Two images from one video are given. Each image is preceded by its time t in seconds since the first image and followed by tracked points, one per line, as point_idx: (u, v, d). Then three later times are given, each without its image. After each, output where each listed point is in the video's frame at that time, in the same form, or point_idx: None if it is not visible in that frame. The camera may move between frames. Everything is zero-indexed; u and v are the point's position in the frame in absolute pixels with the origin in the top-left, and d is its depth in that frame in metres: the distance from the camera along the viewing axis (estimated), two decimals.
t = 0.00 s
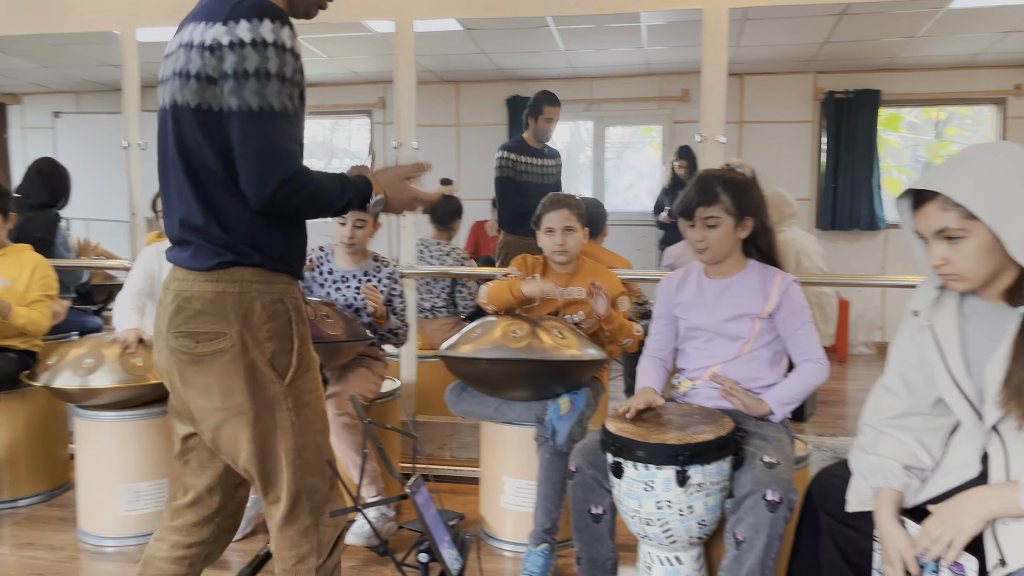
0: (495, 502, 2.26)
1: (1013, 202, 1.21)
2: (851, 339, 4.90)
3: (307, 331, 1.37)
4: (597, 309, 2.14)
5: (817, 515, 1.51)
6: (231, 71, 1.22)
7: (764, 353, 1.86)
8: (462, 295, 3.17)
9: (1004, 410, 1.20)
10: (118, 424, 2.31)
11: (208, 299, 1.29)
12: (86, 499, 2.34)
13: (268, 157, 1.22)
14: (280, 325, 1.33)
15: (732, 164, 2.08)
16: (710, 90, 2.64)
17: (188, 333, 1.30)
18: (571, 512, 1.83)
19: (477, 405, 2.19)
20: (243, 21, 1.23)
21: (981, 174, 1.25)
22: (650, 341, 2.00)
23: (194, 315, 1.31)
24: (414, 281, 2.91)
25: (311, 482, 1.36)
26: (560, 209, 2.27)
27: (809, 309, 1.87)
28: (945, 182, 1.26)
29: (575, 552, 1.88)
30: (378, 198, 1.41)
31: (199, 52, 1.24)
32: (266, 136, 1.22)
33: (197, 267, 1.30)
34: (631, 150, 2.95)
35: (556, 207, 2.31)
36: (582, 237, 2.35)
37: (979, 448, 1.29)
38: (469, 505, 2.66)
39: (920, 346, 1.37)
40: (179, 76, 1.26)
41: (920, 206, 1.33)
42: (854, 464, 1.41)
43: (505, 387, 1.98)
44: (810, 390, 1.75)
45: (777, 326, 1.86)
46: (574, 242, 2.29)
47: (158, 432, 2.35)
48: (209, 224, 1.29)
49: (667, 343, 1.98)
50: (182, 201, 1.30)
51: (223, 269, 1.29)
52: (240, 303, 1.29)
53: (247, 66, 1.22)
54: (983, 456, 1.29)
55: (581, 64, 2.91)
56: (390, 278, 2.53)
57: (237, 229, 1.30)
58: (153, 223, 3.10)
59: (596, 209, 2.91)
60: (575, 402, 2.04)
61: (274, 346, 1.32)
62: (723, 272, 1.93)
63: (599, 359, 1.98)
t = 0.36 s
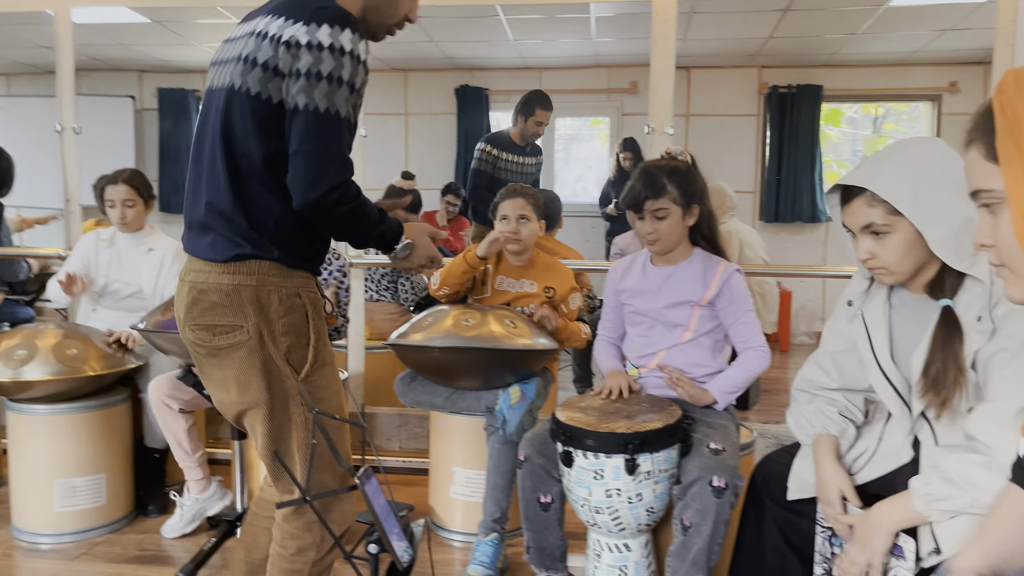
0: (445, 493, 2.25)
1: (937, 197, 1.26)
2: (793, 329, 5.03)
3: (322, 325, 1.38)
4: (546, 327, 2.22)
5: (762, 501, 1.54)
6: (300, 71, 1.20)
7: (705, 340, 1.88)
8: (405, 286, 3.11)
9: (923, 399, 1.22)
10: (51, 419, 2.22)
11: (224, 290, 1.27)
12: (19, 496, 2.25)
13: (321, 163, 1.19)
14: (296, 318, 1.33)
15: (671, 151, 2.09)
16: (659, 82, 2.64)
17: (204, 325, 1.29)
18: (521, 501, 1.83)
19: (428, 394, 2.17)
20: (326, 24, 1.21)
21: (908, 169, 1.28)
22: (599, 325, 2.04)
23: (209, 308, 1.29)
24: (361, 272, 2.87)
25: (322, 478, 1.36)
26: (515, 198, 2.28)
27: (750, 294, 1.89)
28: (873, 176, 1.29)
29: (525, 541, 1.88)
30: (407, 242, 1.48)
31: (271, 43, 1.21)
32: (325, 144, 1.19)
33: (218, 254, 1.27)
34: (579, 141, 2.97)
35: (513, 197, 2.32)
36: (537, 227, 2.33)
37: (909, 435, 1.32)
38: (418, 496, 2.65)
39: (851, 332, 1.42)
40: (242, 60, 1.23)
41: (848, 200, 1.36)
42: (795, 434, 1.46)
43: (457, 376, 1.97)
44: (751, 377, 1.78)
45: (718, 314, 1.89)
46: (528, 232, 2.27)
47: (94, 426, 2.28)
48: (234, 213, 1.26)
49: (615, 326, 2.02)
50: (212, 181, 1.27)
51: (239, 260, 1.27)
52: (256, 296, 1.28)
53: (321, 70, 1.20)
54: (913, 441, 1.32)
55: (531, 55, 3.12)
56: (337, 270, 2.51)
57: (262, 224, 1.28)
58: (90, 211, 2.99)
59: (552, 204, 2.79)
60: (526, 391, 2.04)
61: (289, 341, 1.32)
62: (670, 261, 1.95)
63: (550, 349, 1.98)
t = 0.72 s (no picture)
0: (393, 484, 2.23)
1: (897, 180, 1.28)
2: (736, 318, 5.14)
3: (286, 318, 1.33)
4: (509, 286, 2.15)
5: (710, 486, 1.56)
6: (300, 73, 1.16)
7: (652, 330, 1.90)
8: (354, 276, 3.07)
9: (877, 377, 1.25)
10: None
11: (184, 278, 1.23)
12: None
13: (312, 171, 1.16)
14: (257, 312, 1.28)
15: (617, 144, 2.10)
16: (608, 71, 2.66)
17: (162, 313, 1.24)
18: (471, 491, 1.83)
19: (374, 386, 2.15)
20: (336, 32, 1.17)
21: (863, 155, 1.31)
22: (547, 316, 2.04)
23: (169, 295, 1.25)
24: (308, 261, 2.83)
25: (280, 472, 1.31)
26: (464, 188, 2.28)
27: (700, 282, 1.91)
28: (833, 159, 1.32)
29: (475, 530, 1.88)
30: (399, 230, 1.40)
31: (277, 41, 1.17)
32: (316, 150, 1.15)
33: (189, 241, 1.23)
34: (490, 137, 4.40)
35: (461, 187, 2.32)
36: (487, 217, 2.34)
37: (857, 415, 1.35)
38: (366, 487, 2.62)
39: (808, 318, 1.46)
40: (247, 55, 1.20)
41: (811, 182, 1.38)
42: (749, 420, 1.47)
43: (405, 366, 1.95)
44: (717, 358, 1.78)
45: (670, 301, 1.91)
46: (478, 222, 2.27)
47: (26, 420, 2.19)
48: (210, 202, 1.21)
49: (562, 318, 2.03)
50: (194, 167, 1.22)
51: (203, 249, 1.22)
52: (214, 288, 1.23)
53: (324, 77, 1.15)
54: (861, 423, 1.35)
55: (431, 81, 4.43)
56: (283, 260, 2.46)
57: (236, 219, 1.22)
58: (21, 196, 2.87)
59: (501, 192, 2.80)
60: (476, 380, 2.03)
61: (248, 335, 1.27)
62: (618, 253, 1.95)
63: (499, 339, 1.97)
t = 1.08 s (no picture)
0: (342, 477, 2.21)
1: (860, 169, 1.32)
2: (680, 309, 5.21)
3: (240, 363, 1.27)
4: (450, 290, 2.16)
5: (660, 474, 1.59)
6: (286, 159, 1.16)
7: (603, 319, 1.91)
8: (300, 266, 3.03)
9: (835, 360, 1.30)
10: None
11: (127, 337, 1.19)
12: None
13: (314, 263, 1.16)
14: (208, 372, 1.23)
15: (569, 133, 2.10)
16: (556, 63, 2.66)
17: (108, 369, 1.21)
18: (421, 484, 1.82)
19: (324, 378, 2.09)
20: (336, 130, 1.17)
21: (825, 143, 1.34)
22: (502, 306, 2.04)
23: (115, 352, 1.21)
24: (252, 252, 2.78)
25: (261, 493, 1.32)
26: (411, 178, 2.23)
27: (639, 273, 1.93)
28: (799, 147, 1.35)
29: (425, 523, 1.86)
30: (413, 315, 1.48)
31: (272, 127, 1.19)
32: (318, 243, 1.16)
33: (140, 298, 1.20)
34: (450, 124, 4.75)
35: (408, 176, 2.27)
36: (435, 208, 2.32)
37: (809, 400, 1.39)
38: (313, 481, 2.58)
39: (767, 305, 1.49)
40: (245, 136, 1.22)
41: (778, 170, 1.41)
42: (703, 408, 1.49)
43: (354, 358, 1.92)
44: (617, 355, 1.78)
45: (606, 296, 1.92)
46: (427, 214, 2.25)
47: None
48: (175, 268, 1.19)
49: (515, 307, 2.03)
50: (165, 234, 1.20)
51: (154, 308, 1.19)
52: (159, 343, 1.19)
53: (323, 172, 1.15)
54: (810, 408, 1.39)
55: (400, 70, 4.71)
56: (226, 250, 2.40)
57: (194, 286, 1.19)
58: None
59: (450, 181, 2.79)
60: (426, 372, 1.98)
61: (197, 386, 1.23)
62: (571, 240, 1.97)
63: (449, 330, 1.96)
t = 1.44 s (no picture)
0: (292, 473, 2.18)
1: (812, 164, 1.35)
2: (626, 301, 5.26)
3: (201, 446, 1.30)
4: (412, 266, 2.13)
5: (613, 465, 1.60)
6: (272, 281, 1.17)
7: (560, 311, 1.92)
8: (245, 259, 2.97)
9: (786, 353, 1.33)
10: None
11: (92, 461, 1.22)
12: None
13: (364, 365, 1.19)
14: (182, 471, 1.24)
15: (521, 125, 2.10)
16: (507, 54, 2.65)
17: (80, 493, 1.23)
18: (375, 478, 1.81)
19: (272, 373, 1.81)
20: (320, 246, 1.18)
21: (779, 137, 1.37)
22: (451, 296, 2.03)
23: (81, 477, 1.23)
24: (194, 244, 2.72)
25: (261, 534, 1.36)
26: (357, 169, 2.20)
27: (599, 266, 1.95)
28: (754, 142, 1.38)
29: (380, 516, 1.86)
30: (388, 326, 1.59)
31: (245, 247, 1.19)
32: (360, 348, 1.19)
33: (123, 421, 1.21)
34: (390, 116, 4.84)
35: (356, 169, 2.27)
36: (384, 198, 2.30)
37: (761, 390, 1.42)
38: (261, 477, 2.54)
39: (720, 296, 1.52)
40: (215, 258, 1.21)
41: (732, 163, 1.43)
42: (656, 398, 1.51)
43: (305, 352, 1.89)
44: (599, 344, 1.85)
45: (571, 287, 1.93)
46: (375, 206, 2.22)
47: None
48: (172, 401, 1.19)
49: (469, 298, 2.02)
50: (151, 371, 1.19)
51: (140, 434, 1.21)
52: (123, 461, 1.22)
53: (326, 286, 1.17)
54: (762, 398, 1.42)
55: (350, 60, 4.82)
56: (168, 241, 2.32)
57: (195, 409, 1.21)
58: None
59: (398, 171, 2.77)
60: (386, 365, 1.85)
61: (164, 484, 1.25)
62: (524, 233, 1.96)
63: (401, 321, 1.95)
